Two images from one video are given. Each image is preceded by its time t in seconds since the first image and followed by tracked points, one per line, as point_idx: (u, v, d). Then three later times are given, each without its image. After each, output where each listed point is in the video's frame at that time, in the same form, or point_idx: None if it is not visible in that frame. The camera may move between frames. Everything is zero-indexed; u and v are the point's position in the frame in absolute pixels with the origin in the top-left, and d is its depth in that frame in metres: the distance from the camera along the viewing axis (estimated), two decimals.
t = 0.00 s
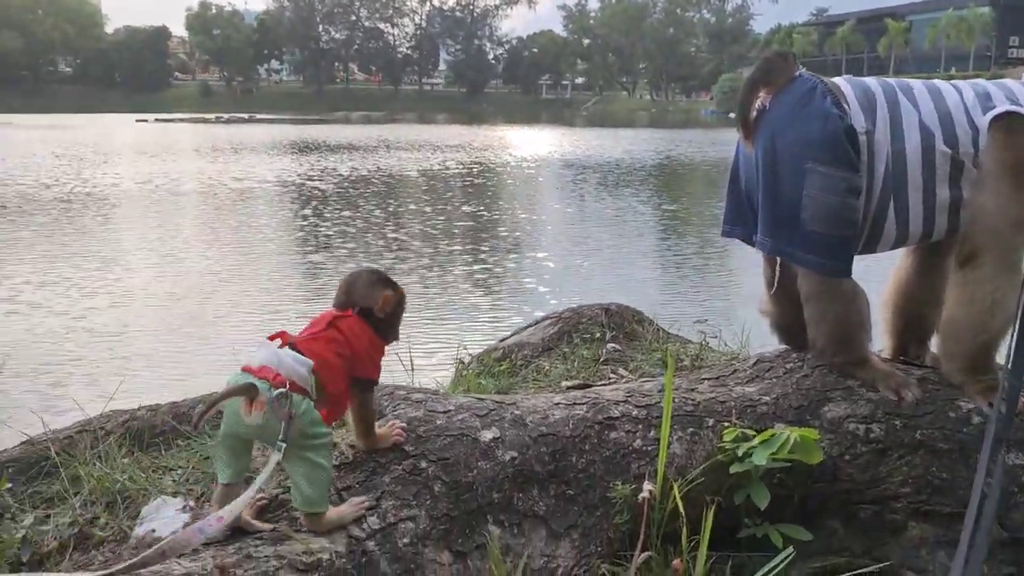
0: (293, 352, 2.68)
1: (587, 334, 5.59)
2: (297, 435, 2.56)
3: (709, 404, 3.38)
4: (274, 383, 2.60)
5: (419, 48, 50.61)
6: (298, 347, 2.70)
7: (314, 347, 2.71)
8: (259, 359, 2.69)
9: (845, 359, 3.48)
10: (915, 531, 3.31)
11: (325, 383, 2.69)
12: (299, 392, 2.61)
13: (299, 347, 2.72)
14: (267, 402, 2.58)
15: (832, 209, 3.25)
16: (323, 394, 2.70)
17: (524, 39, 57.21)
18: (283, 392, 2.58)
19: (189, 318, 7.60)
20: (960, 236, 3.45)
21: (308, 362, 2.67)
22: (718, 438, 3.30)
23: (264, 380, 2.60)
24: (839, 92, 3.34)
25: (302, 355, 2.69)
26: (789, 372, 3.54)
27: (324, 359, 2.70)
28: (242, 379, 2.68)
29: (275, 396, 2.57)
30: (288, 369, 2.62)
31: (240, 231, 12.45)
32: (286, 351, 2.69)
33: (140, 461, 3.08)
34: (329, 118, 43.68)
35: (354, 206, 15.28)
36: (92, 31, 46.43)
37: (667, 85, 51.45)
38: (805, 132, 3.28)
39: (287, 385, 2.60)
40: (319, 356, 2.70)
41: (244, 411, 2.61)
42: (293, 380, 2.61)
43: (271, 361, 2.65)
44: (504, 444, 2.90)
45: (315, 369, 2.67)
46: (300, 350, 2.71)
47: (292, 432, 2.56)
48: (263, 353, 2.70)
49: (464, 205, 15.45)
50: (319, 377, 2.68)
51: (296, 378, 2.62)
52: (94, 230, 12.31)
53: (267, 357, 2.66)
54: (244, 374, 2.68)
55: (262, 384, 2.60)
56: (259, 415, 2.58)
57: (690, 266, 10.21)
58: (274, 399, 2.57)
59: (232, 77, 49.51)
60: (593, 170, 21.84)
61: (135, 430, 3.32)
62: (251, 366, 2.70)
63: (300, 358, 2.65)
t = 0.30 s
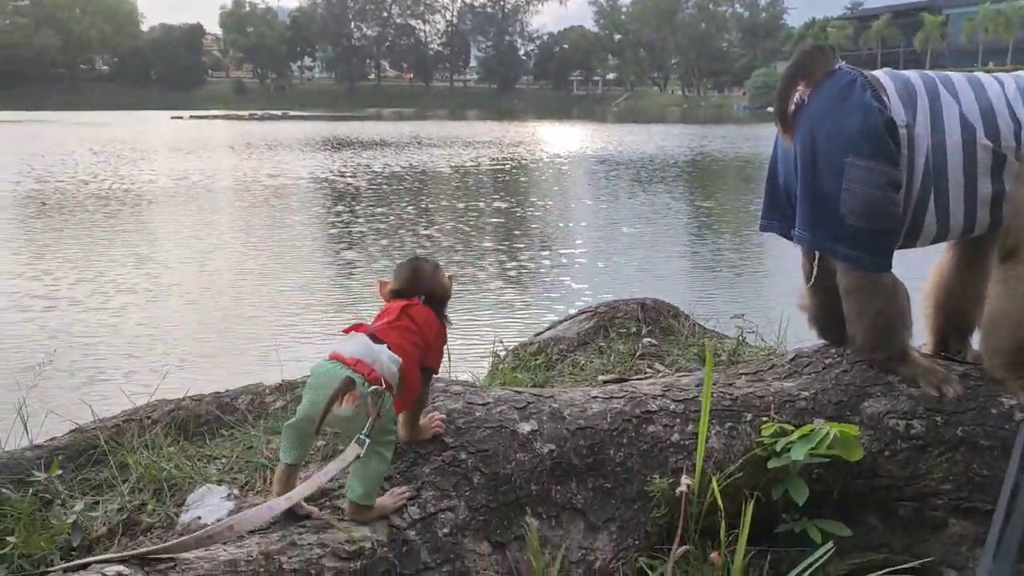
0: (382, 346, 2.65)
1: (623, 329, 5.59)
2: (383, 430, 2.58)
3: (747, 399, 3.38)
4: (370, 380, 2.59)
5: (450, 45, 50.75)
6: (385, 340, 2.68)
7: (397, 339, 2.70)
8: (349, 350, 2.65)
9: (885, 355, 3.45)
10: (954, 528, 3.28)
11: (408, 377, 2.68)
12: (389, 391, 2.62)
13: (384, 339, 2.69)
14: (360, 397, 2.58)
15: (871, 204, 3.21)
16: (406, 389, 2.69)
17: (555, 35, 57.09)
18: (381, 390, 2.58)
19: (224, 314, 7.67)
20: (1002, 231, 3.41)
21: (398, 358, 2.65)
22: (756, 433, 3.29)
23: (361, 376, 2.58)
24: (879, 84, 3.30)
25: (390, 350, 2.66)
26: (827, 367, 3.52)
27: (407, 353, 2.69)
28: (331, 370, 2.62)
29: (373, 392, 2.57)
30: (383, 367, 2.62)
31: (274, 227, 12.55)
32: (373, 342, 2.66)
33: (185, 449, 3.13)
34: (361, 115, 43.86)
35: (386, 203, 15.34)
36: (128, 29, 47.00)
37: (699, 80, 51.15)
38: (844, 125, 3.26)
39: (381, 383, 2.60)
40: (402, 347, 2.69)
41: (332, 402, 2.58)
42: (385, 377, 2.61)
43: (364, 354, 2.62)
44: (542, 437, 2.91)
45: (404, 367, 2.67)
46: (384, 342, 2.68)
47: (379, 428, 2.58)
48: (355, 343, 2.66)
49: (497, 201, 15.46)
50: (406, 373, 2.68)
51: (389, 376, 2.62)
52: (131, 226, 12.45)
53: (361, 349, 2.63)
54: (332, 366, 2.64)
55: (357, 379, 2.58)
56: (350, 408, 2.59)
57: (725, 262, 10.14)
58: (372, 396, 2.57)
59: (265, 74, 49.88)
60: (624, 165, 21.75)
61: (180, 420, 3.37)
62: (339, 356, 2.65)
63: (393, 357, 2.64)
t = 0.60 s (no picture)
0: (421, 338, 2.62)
1: (647, 326, 5.58)
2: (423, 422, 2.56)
3: (773, 396, 3.37)
4: (408, 372, 2.55)
5: (472, 42, 50.97)
6: (419, 329, 2.66)
7: (431, 326, 2.68)
8: (386, 342, 2.62)
9: (913, 353, 3.43)
10: (982, 527, 3.26)
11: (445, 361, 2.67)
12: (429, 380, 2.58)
13: (418, 328, 2.67)
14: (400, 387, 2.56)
15: (898, 199, 3.19)
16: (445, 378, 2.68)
17: (577, 32, 57.10)
18: (417, 381, 2.55)
19: (247, 310, 7.74)
20: None
21: (436, 352, 2.61)
22: (782, 431, 3.29)
23: (398, 369, 2.55)
24: (906, 80, 3.29)
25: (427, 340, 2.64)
26: (855, 365, 3.50)
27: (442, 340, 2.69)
28: (371, 364, 2.62)
29: (411, 383, 2.54)
30: (420, 357, 2.57)
31: (298, 224, 12.63)
32: (407, 332, 2.65)
33: (216, 442, 3.17)
34: (383, 111, 44.04)
35: (408, 199, 15.39)
36: (154, 27, 47.53)
37: (722, 78, 51.00)
38: (869, 122, 3.25)
39: (419, 374, 2.57)
40: (437, 332, 2.68)
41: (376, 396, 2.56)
42: (425, 369, 2.57)
43: (401, 345, 2.59)
44: (568, 433, 2.92)
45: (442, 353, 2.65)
46: (416, 328, 2.67)
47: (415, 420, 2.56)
48: (391, 335, 2.63)
49: (518, 198, 15.48)
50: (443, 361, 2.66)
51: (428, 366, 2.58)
52: (156, 222, 12.58)
53: (398, 340, 2.59)
54: (372, 359, 2.62)
55: (394, 370, 2.56)
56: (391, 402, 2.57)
57: (748, 259, 10.11)
58: (410, 387, 2.54)
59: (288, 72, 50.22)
60: (647, 163, 21.73)
61: (211, 413, 3.41)
62: (378, 346, 2.63)
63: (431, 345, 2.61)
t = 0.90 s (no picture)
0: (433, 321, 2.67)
1: (668, 324, 5.57)
2: (434, 405, 2.61)
3: (796, 394, 3.36)
4: (415, 352, 2.61)
5: (489, 41, 51.06)
6: (431, 313, 2.69)
7: (447, 310, 2.69)
8: (399, 326, 2.68)
9: (938, 351, 3.40)
10: (1006, 527, 3.25)
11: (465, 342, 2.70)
12: (438, 362, 2.61)
13: (434, 313, 2.70)
14: (408, 367, 2.61)
15: (920, 196, 3.18)
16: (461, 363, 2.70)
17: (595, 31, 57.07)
18: (422, 359, 2.60)
19: (266, 308, 7.77)
20: None
21: (446, 331, 2.66)
22: (805, 429, 3.27)
23: (404, 349, 2.62)
24: (930, 77, 3.26)
25: (442, 323, 2.68)
26: (878, 363, 3.48)
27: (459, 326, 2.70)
28: (386, 348, 2.69)
29: (418, 363, 2.59)
30: (429, 338, 2.62)
31: (316, 222, 12.67)
32: (422, 317, 2.68)
33: (241, 436, 3.20)
34: (401, 110, 44.14)
35: (426, 198, 15.41)
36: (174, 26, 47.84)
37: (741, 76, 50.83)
38: (893, 119, 3.23)
39: (426, 355, 2.61)
40: (454, 317, 2.70)
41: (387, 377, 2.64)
42: (433, 350, 2.61)
43: (410, 328, 2.64)
44: (591, 429, 2.91)
45: (455, 335, 2.67)
46: (432, 312, 2.70)
47: (424, 402, 2.61)
48: (405, 320, 2.68)
49: (537, 197, 15.47)
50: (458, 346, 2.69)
51: (438, 347, 2.62)
52: (176, 220, 12.65)
53: (408, 324, 2.65)
54: (386, 342, 2.70)
55: (402, 352, 2.62)
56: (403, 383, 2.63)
57: (768, 258, 10.07)
58: (416, 368, 2.59)
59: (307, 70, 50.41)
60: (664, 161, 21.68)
61: (237, 407, 3.44)
62: (392, 331, 2.70)
63: (439, 326, 2.64)
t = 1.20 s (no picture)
0: (464, 304, 2.80)
1: (688, 324, 5.55)
2: (462, 379, 2.69)
3: (818, 395, 3.34)
4: (444, 329, 2.74)
5: (508, 40, 50.97)
6: (463, 298, 2.81)
7: (480, 297, 2.82)
8: (433, 309, 2.83)
9: (961, 353, 3.37)
10: None
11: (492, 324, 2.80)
12: (468, 338, 2.73)
13: (466, 298, 2.84)
14: (438, 343, 2.73)
15: (944, 197, 3.16)
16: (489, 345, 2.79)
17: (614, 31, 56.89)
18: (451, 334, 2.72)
19: (283, 307, 7.78)
20: None
21: (476, 310, 2.78)
22: (828, 430, 3.25)
23: (435, 326, 2.75)
24: (955, 77, 3.24)
25: (472, 304, 2.80)
26: (901, 366, 3.46)
27: (490, 309, 2.81)
28: (422, 327, 2.84)
29: (447, 337, 2.71)
30: (459, 316, 2.75)
31: (334, 222, 12.68)
32: (455, 300, 2.82)
33: (264, 433, 3.21)
34: (419, 110, 44.21)
35: (444, 198, 15.43)
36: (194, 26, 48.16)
37: (760, 77, 50.60)
38: (916, 120, 3.22)
39: (455, 331, 2.73)
40: (486, 303, 2.82)
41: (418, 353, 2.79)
42: (463, 325, 2.74)
43: (441, 309, 2.79)
44: (613, 428, 2.89)
45: (485, 315, 2.79)
46: (466, 299, 2.83)
47: (449, 375, 2.70)
48: (437, 305, 2.83)
49: (554, 197, 15.44)
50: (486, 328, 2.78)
51: (467, 324, 2.74)
52: (195, 219, 12.69)
53: (440, 306, 2.79)
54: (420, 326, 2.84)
55: (433, 330, 2.76)
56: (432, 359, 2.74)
57: (786, 260, 10.02)
58: (445, 343, 2.71)
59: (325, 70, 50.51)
60: (683, 162, 21.60)
61: (261, 404, 3.47)
62: (426, 315, 2.85)
63: (468, 306, 2.77)
